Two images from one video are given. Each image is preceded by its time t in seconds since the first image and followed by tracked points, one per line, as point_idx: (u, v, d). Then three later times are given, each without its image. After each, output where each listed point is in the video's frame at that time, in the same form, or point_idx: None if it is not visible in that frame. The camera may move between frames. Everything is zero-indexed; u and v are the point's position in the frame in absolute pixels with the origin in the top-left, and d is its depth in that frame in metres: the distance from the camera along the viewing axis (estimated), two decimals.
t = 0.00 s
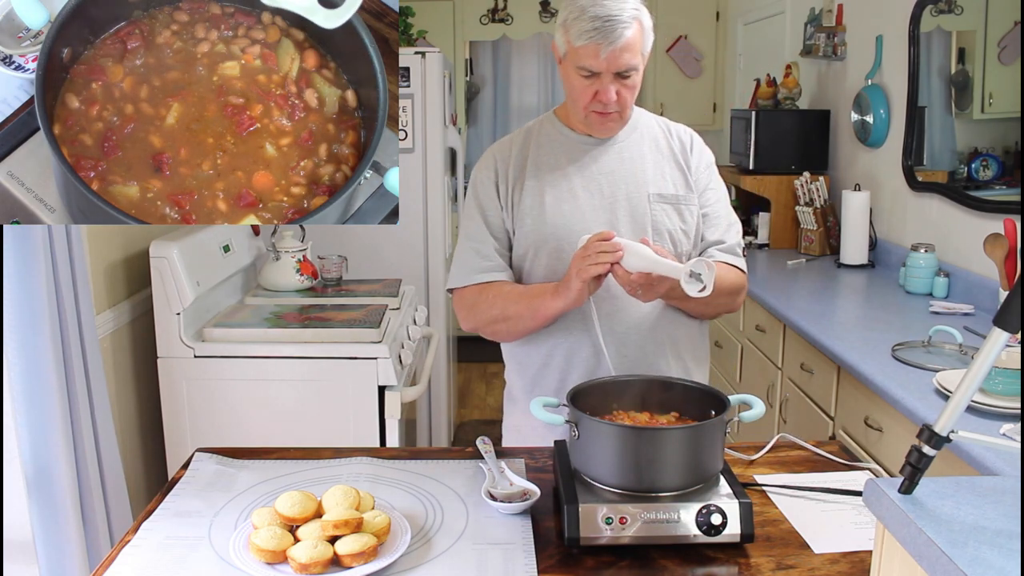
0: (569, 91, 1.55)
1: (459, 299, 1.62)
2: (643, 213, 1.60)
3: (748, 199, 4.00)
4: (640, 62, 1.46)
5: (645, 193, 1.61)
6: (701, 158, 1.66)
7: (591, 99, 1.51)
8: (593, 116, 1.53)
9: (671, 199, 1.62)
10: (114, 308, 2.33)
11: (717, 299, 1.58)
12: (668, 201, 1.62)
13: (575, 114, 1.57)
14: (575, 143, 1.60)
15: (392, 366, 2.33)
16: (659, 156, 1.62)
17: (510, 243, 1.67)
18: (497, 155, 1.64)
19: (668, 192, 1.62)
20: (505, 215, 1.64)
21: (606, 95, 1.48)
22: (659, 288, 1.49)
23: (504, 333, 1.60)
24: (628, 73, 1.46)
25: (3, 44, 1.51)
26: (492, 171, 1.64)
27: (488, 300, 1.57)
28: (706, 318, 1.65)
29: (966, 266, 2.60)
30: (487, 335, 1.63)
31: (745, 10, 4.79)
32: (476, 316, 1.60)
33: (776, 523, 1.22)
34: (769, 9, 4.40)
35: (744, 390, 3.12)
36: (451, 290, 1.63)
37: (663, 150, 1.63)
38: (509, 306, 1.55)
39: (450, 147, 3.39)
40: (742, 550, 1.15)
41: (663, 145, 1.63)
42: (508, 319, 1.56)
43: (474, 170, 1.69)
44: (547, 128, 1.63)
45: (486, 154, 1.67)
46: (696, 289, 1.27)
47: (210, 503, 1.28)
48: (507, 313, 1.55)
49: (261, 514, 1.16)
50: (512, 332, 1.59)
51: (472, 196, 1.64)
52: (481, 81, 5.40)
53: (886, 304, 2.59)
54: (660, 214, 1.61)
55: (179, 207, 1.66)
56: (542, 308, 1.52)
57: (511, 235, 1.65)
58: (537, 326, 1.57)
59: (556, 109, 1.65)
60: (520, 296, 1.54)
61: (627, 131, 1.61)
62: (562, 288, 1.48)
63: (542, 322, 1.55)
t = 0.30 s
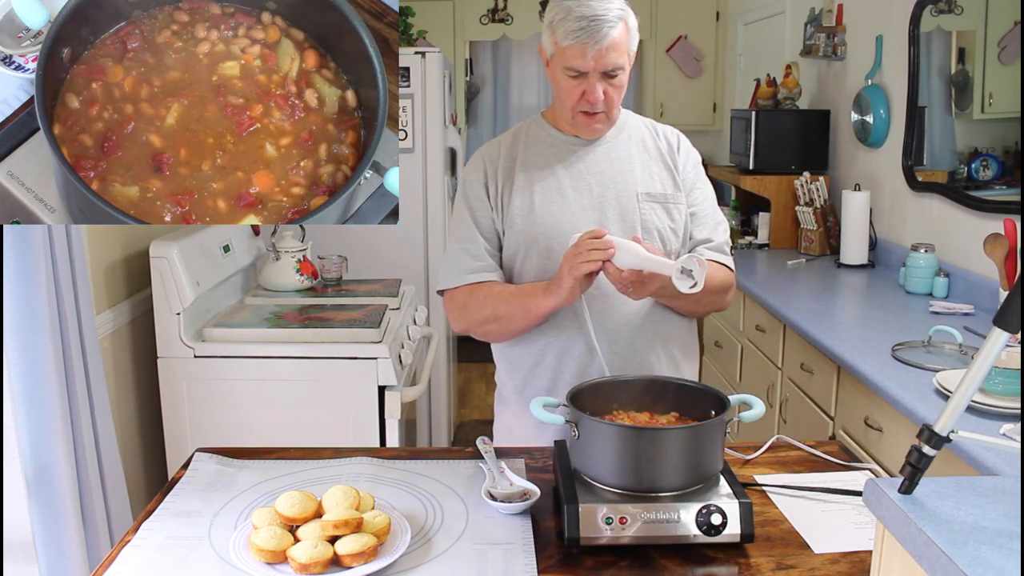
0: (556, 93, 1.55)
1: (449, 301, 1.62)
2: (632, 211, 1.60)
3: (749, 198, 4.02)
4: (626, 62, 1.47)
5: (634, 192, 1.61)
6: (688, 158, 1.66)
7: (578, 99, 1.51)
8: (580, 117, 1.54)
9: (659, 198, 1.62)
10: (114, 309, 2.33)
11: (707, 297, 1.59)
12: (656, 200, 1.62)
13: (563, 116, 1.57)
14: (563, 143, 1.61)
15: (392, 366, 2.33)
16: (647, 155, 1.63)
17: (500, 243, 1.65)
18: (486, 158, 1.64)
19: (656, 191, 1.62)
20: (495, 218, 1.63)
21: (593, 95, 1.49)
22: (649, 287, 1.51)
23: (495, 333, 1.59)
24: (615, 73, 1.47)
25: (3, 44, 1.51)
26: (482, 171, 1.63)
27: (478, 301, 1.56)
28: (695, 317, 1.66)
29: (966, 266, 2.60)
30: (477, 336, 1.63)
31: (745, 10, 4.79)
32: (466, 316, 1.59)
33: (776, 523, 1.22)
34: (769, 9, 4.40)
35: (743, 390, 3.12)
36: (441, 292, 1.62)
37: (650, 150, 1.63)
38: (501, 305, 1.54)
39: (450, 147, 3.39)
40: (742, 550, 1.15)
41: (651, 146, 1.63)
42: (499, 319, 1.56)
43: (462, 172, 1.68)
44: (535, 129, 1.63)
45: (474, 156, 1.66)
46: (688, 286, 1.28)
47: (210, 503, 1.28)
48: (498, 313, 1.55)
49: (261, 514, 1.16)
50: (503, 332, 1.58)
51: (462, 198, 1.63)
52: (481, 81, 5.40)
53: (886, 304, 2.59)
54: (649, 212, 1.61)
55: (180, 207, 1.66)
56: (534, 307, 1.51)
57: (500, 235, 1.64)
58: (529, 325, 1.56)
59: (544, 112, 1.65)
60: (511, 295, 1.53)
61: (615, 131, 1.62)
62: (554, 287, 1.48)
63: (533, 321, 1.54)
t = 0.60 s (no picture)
0: (548, 94, 1.55)
1: (444, 302, 1.62)
2: (625, 212, 1.60)
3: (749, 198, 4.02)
4: (617, 62, 1.47)
5: (626, 193, 1.61)
6: (679, 159, 1.66)
7: (570, 100, 1.51)
8: (572, 117, 1.54)
9: (652, 199, 1.62)
10: (114, 309, 2.33)
11: (701, 298, 1.58)
12: (649, 200, 1.62)
13: (555, 117, 1.57)
14: (555, 145, 1.61)
15: (392, 366, 2.33)
16: (639, 156, 1.63)
17: (493, 245, 1.65)
18: (478, 160, 1.63)
19: (649, 192, 1.62)
20: (488, 218, 1.62)
21: (585, 95, 1.49)
22: (644, 289, 1.50)
23: (490, 333, 1.59)
24: (606, 73, 1.47)
25: (3, 44, 1.51)
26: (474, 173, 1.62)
27: (473, 302, 1.56)
28: (689, 318, 1.66)
29: (966, 266, 2.60)
30: (471, 337, 1.62)
31: (745, 10, 4.79)
32: (461, 317, 1.59)
33: (776, 523, 1.22)
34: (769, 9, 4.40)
35: (743, 390, 3.12)
36: (436, 294, 1.63)
37: (642, 151, 1.64)
38: (496, 306, 1.54)
39: (450, 147, 3.39)
40: (742, 550, 1.15)
41: (642, 147, 1.64)
42: (494, 320, 1.56)
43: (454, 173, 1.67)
44: (526, 130, 1.63)
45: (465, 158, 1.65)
46: (683, 289, 1.29)
47: (210, 503, 1.28)
48: (493, 314, 1.55)
49: (261, 514, 1.16)
50: (497, 332, 1.58)
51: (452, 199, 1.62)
52: (481, 81, 5.42)
53: (886, 304, 2.59)
54: (642, 213, 1.61)
55: (180, 207, 1.65)
56: (529, 307, 1.51)
57: (493, 237, 1.64)
58: (524, 325, 1.56)
59: (535, 112, 1.65)
60: (507, 295, 1.53)
61: (606, 132, 1.62)
62: (551, 287, 1.47)
63: (529, 321, 1.54)
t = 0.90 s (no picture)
0: (544, 95, 1.55)
1: (441, 304, 1.62)
2: (621, 212, 1.61)
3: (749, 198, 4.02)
4: (614, 62, 1.47)
5: (622, 193, 1.61)
6: (674, 159, 1.67)
7: (567, 100, 1.51)
8: (569, 118, 1.54)
9: (648, 199, 1.62)
10: (114, 309, 2.33)
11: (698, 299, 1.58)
12: (645, 201, 1.62)
13: (551, 118, 1.57)
14: (551, 146, 1.60)
15: (392, 366, 2.33)
16: (635, 157, 1.63)
17: (490, 246, 1.65)
18: (475, 161, 1.63)
19: (645, 192, 1.62)
20: (488, 219, 1.62)
21: (583, 95, 1.49)
22: (645, 290, 1.50)
23: (489, 333, 1.59)
24: (603, 73, 1.47)
25: (3, 44, 1.51)
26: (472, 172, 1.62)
27: (470, 302, 1.56)
28: (685, 318, 1.66)
29: (966, 266, 2.60)
30: (470, 338, 1.62)
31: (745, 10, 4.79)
32: (459, 317, 1.58)
33: (776, 523, 1.22)
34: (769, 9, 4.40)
35: (743, 390, 3.12)
36: (432, 296, 1.62)
37: (637, 151, 1.64)
38: (494, 305, 1.54)
39: (450, 147, 3.39)
40: (742, 550, 1.15)
41: (638, 148, 1.64)
42: (492, 320, 1.55)
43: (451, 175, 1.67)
44: (521, 131, 1.63)
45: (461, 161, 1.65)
46: (685, 292, 1.30)
47: (210, 503, 1.28)
48: (490, 314, 1.54)
49: (261, 514, 1.16)
50: (496, 332, 1.58)
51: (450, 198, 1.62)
52: (481, 81, 5.40)
53: (886, 304, 2.59)
54: (638, 213, 1.61)
55: (180, 207, 1.65)
56: (526, 306, 1.51)
57: (490, 238, 1.64)
58: (523, 325, 1.55)
59: (530, 114, 1.65)
60: (505, 295, 1.53)
61: (602, 133, 1.62)
62: (549, 286, 1.47)
63: (527, 320, 1.54)
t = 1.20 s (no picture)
0: (545, 94, 1.55)
1: (429, 300, 1.61)
2: (621, 212, 1.61)
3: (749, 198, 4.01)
4: (615, 60, 1.48)
5: (621, 193, 1.61)
6: (672, 159, 1.67)
7: (569, 98, 1.51)
8: (570, 116, 1.54)
9: (647, 199, 1.63)
10: (114, 309, 2.33)
11: (697, 296, 1.58)
12: (644, 201, 1.62)
13: (551, 117, 1.57)
14: (550, 146, 1.60)
15: (393, 366, 2.33)
16: (633, 157, 1.64)
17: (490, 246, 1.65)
18: (475, 161, 1.63)
19: (644, 192, 1.63)
20: (488, 220, 1.62)
21: (585, 93, 1.49)
22: (644, 287, 1.50)
23: (476, 327, 1.57)
24: (605, 71, 1.48)
25: (3, 44, 1.51)
26: (471, 173, 1.62)
27: (460, 294, 1.55)
28: (685, 317, 1.66)
29: (966, 266, 2.60)
30: (457, 333, 1.60)
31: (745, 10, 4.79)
32: (447, 310, 1.57)
33: (776, 523, 1.22)
34: (769, 9, 4.40)
35: (743, 390, 3.12)
36: (420, 292, 1.62)
37: (635, 151, 1.64)
38: (483, 296, 1.53)
39: (450, 147, 3.39)
40: (742, 550, 1.15)
41: (636, 148, 1.64)
42: (481, 311, 1.54)
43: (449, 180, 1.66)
44: (519, 132, 1.63)
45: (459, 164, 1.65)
46: (671, 295, 1.25)
47: (210, 503, 1.28)
48: (480, 305, 1.53)
49: (261, 514, 1.16)
50: (484, 326, 1.56)
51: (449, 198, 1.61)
52: (481, 81, 5.40)
53: (886, 304, 2.59)
54: (638, 213, 1.62)
55: (179, 207, 1.66)
56: (518, 295, 1.50)
57: (488, 243, 1.64)
58: (512, 317, 1.54)
59: (527, 115, 1.65)
60: (495, 286, 1.52)
61: (600, 133, 1.62)
62: (540, 271, 1.47)
63: (516, 312, 1.53)
